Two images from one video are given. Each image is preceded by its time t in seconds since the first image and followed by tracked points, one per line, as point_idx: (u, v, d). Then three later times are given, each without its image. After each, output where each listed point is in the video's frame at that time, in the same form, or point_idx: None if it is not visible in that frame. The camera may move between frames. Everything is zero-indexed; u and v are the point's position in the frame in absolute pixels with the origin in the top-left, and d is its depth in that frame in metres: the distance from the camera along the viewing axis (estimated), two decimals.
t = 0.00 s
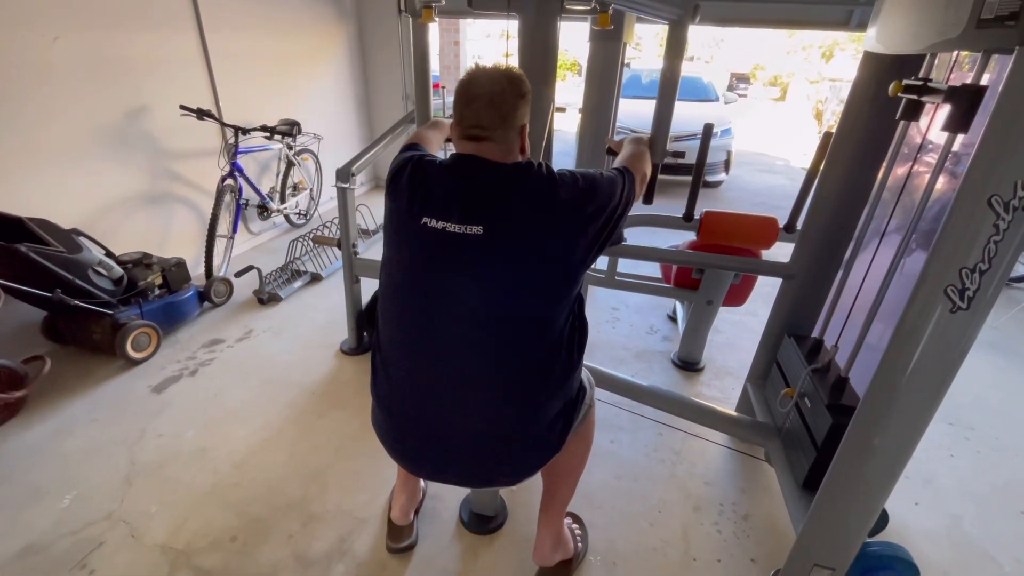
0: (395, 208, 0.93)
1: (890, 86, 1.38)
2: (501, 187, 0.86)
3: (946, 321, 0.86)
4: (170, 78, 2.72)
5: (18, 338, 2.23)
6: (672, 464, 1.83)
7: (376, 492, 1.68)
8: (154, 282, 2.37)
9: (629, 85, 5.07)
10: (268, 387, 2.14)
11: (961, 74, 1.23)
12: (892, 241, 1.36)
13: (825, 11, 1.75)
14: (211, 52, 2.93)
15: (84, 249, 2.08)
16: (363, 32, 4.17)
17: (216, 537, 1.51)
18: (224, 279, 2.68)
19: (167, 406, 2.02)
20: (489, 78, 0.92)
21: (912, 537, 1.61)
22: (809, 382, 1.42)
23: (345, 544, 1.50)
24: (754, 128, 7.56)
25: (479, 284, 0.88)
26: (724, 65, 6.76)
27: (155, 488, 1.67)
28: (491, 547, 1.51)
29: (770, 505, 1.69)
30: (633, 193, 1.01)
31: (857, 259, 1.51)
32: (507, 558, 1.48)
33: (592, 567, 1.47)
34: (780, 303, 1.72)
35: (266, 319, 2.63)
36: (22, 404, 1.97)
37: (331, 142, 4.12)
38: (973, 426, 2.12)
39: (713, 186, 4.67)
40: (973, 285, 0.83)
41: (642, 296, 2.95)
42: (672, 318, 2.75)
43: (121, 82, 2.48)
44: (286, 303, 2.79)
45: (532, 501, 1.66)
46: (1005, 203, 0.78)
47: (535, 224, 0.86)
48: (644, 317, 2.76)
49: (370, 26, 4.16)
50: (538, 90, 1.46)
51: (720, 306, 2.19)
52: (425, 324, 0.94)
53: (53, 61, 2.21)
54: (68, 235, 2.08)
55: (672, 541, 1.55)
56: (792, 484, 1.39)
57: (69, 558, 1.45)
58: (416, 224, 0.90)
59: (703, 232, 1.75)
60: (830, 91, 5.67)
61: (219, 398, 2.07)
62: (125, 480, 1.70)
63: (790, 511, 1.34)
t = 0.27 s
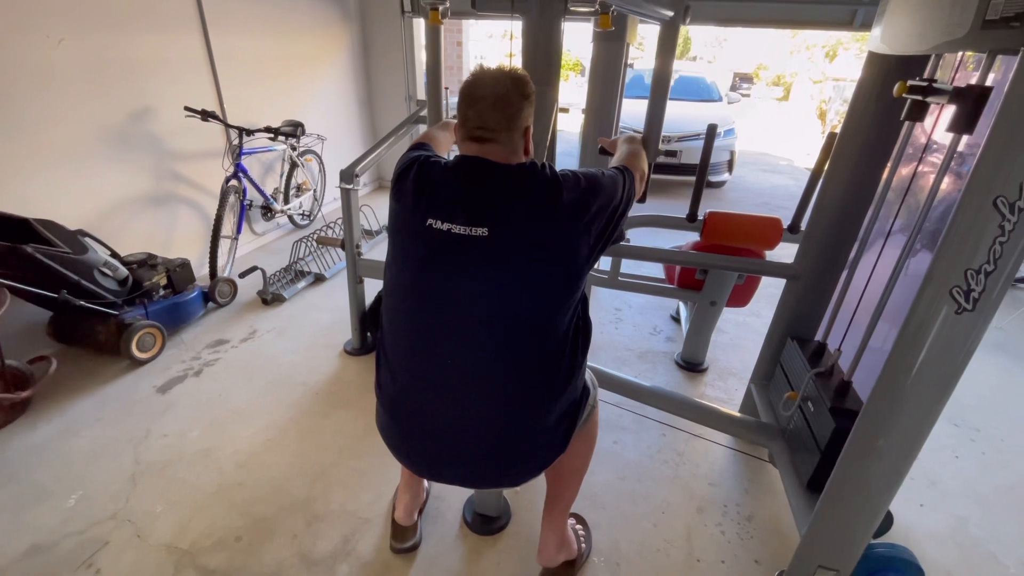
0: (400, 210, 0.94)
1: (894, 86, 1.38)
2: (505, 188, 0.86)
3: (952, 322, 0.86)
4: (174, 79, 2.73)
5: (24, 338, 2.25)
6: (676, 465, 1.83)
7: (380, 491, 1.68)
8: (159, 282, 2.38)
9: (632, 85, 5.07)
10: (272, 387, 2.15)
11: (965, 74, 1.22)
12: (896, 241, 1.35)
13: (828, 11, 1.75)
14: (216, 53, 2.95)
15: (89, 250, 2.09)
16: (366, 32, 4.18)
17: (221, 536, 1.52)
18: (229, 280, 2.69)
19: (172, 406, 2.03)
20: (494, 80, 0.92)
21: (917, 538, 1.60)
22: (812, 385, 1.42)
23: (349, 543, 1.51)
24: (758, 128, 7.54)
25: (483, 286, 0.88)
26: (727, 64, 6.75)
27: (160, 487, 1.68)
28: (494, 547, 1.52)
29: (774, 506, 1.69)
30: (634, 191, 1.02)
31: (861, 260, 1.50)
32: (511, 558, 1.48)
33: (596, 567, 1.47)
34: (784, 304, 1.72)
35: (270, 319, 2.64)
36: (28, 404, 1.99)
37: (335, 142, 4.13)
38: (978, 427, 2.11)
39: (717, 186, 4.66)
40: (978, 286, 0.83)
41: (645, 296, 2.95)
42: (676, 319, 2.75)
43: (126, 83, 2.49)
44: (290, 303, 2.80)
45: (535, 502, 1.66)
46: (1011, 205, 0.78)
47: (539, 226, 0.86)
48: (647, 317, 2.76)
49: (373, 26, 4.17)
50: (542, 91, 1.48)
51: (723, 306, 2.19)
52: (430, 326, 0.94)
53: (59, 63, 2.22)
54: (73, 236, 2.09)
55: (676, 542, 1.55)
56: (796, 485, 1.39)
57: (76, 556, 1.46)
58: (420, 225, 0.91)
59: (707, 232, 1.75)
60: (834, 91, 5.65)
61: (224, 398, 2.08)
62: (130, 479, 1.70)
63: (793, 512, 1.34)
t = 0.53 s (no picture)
0: (407, 209, 0.95)
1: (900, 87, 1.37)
2: (511, 188, 0.87)
3: (957, 323, 0.86)
4: (181, 81, 2.74)
5: (32, 339, 2.27)
6: (681, 466, 1.83)
7: (385, 492, 1.69)
8: (165, 283, 2.39)
9: (636, 86, 5.07)
10: (278, 387, 2.16)
11: (971, 74, 1.23)
12: (902, 241, 1.35)
13: (832, 11, 1.75)
14: (222, 55, 2.96)
15: (97, 251, 2.10)
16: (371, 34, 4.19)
17: (228, 535, 1.53)
18: (235, 280, 2.70)
19: (178, 406, 2.04)
20: (501, 82, 0.93)
21: (922, 540, 1.60)
22: (817, 388, 1.41)
23: (354, 543, 1.52)
24: (762, 129, 7.53)
25: (489, 285, 0.89)
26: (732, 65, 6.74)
27: (167, 487, 1.69)
28: (499, 547, 1.52)
29: (779, 507, 1.69)
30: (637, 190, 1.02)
31: (866, 261, 1.51)
32: (516, 558, 1.49)
33: (600, 567, 1.47)
34: (788, 305, 1.72)
35: (276, 320, 2.65)
36: (36, 405, 2.00)
37: (340, 144, 4.15)
38: (985, 428, 2.10)
39: (721, 187, 4.66)
40: (984, 287, 0.83)
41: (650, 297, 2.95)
42: (680, 320, 2.75)
43: (133, 85, 2.51)
44: (295, 304, 2.81)
45: (540, 503, 1.67)
46: (1016, 205, 0.78)
47: (545, 225, 0.86)
48: (651, 318, 2.76)
49: (378, 28, 4.18)
50: (546, 93, 1.48)
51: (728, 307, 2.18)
52: (436, 325, 0.95)
53: (67, 65, 2.24)
54: (81, 237, 2.10)
55: (680, 543, 1.55)
56: (801, 486, 1.39)
57: (84, 555, 1.47)
58: (427, 225, 0.91)
59: (712, 233, 1.75)
60: (838, 91, 5.64)
61: (230, 398, 2.09)
62: (137, 479, 1.72)
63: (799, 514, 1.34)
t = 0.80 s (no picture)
0: (411, 210, 0.95)
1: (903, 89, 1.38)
2: (514, 189, 0.87)
3: (958, 325, 0.86)
4: (185, 82, 2.76)
5: (37, 338, 2.28)
6: (682, 466, 1.84)
7: (387, 491, 1.69)
8: (169, 283, 2.41)
9: (638, 87, 5.07)
10: (281, 387, 2.17)
11: (974, 75, 1.22)
12: (904, 242, 1.35)
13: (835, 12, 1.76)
14: (226, 57, 2.98)
15: (102, 251, 2.12)
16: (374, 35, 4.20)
17: (231, 534, 1.54)
18: (238, 280, 2.71)
19: (182, 406, 2.05)
20: (504, 84, 0.94)
21: (924, 541, 1.60)
22: (820, 386, 1.41)
23: (357, 542, 1.52)
24: (765, 129, 7.52)
25: (492, 285, 0.89)
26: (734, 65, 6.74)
27: (171, 486, 1.70)
28: (501, 546, 1.53)
29: (780, 508, 1.69)
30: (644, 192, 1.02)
31: (869, 262, 1.51)
32: (517, 558, 1.49)
33: (602, 567, 1.47)
34: (790, 306, 1.72)
35: (279, 320, 2.66)
36: (41, 404, 2.01)
37: (343, 145, 4.16)
38: (987, 430, 2.10)
39: (724, 188, 4.66)
40: (985, 289, 0.83)
41: (651, 298, 2.95)
42: (682, 321, 2.75)
43: (137, 86, 2.53)
44: (298, 304, 2.82)
45: (541, 503, 1.67)
46: (1017, 208, 0.78)
47: (547, 226, 0.87)
48: (653, 319, 2.77)
49: (381, 29, 4.19)
50: (549, 94, 1.49)
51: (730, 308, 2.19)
52: (439, 324, 0.96)
53: (72, 66, 2.25)
54: (86, 237, 2.11)
55: (682, 543, 1.55)
56: (802, 486, 1.39)
57: (89, 553, 1.48)
58: (431, 225, 0.92)
59: (714, 234, 1.75)
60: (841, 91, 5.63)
61: (233, 398, 2.10)
62: (142, 478, 1.73)
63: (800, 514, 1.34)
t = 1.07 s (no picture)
0: (413, 209, 0.96)
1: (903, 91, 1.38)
2: (516, 190, 0.88)
3: (958, 327, 0.87)
4: (187, 83, 2.77)
5: (40, 337, 2.29)
6: (682, 467, 1.84)
7: (387, 491, 1.70)
8: (172, 282, 2.41)
9: (640, 87, 5.07)
10: (282, 386, 2.18)
11: (975, 77, 1.22)
12: (905, 244, 1.35)
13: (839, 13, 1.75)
14: (228, 57, 2.98)
15: (105, 250, 2.12)
16: (376, 35, 4.21)
17: (232, 533, 1.54)
18: (240, 280, 2.72)
19: (184, 404, 2.06)
20: (506, 84, 0.94)
21: (924, 543, 1.60)
22: (826, 372, 1.40)
23: (358, 541, 1.53)
24: (767, 130, 7.52)
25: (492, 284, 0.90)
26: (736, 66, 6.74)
27: (172, 485, 1.70)
28: (501, 546, 1.53)
29: (780, 509, 1.69)
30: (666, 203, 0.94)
31: (870, 263, 1.51)
32: (517, 558, 1.49)
33: (601, 568, 1.48)
34: (791, 307, 1.72)
35: (281, 319, 2.67)
36: (44, 402, 2.02)
37: (345, 144, 4.17)
38: (988, 431, 2.10)
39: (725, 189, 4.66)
40: (984, 291, 0.83)
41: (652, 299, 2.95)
42: (683, 321, 2.75)
43: (140, 86, 2.53)
44: (300, 304, 2.83)
45: (541, 503, 1.67)
46: (1017, 210, 0.78)
47: (549, 226, 0.87)
48: (654, 319, 2.77)
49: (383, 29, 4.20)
50: (550, 94, 1.50)
51: (731, 309, 2.19)
52: (440, 322, 0.96)
53: (75, 66, 2.26)
54: (89, 236, 2.12)
55: (681, 544, 1.55)
56: (802, 487, 1.39)
57: (91, 551, 1.49)
58: (433, 225, 0.93)
59: (714, 235, 1.76)
60: (843, 92, 5.61)
61: (235, 397, 2.10)
62: (143, 476, 1.73)
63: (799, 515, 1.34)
